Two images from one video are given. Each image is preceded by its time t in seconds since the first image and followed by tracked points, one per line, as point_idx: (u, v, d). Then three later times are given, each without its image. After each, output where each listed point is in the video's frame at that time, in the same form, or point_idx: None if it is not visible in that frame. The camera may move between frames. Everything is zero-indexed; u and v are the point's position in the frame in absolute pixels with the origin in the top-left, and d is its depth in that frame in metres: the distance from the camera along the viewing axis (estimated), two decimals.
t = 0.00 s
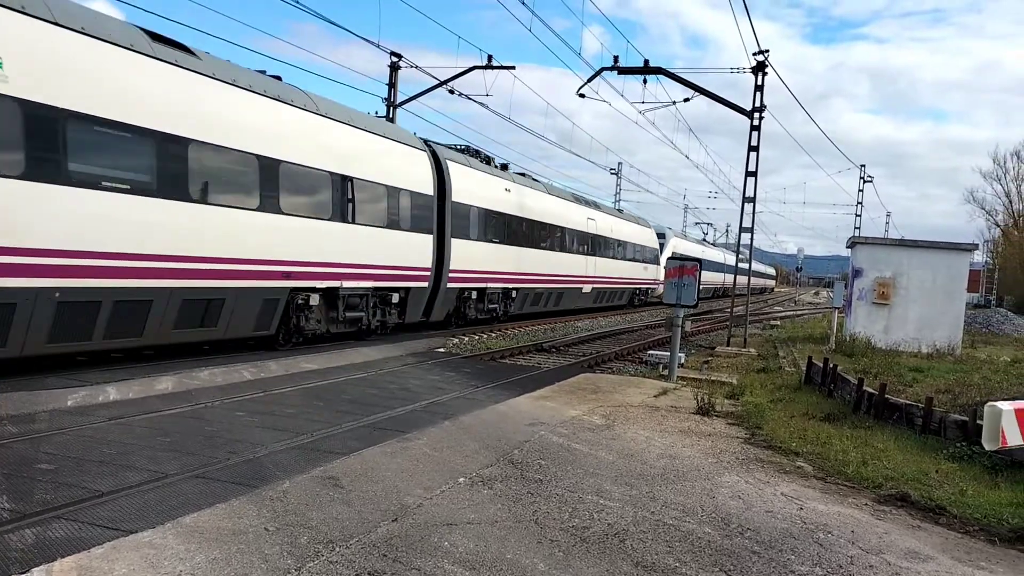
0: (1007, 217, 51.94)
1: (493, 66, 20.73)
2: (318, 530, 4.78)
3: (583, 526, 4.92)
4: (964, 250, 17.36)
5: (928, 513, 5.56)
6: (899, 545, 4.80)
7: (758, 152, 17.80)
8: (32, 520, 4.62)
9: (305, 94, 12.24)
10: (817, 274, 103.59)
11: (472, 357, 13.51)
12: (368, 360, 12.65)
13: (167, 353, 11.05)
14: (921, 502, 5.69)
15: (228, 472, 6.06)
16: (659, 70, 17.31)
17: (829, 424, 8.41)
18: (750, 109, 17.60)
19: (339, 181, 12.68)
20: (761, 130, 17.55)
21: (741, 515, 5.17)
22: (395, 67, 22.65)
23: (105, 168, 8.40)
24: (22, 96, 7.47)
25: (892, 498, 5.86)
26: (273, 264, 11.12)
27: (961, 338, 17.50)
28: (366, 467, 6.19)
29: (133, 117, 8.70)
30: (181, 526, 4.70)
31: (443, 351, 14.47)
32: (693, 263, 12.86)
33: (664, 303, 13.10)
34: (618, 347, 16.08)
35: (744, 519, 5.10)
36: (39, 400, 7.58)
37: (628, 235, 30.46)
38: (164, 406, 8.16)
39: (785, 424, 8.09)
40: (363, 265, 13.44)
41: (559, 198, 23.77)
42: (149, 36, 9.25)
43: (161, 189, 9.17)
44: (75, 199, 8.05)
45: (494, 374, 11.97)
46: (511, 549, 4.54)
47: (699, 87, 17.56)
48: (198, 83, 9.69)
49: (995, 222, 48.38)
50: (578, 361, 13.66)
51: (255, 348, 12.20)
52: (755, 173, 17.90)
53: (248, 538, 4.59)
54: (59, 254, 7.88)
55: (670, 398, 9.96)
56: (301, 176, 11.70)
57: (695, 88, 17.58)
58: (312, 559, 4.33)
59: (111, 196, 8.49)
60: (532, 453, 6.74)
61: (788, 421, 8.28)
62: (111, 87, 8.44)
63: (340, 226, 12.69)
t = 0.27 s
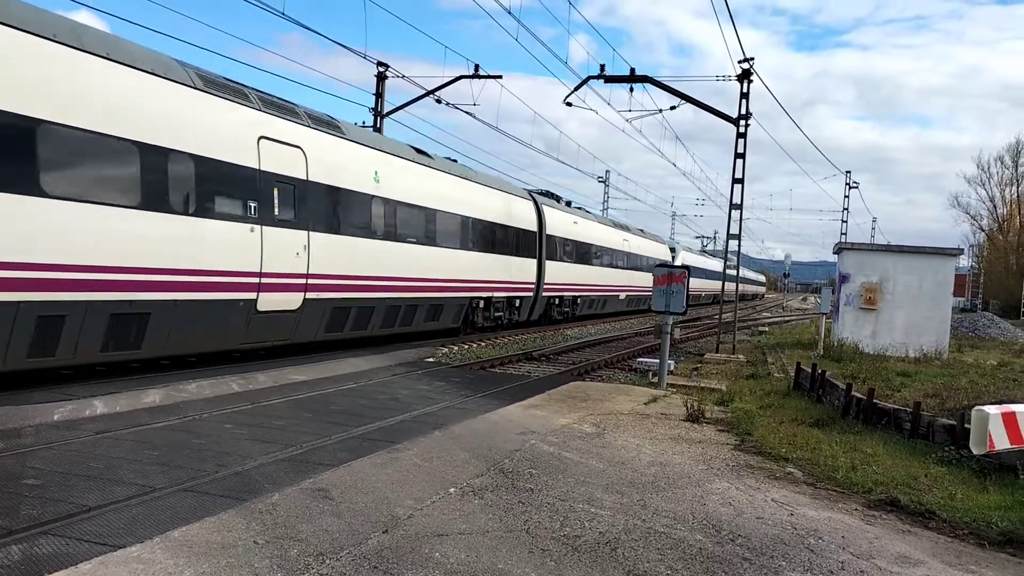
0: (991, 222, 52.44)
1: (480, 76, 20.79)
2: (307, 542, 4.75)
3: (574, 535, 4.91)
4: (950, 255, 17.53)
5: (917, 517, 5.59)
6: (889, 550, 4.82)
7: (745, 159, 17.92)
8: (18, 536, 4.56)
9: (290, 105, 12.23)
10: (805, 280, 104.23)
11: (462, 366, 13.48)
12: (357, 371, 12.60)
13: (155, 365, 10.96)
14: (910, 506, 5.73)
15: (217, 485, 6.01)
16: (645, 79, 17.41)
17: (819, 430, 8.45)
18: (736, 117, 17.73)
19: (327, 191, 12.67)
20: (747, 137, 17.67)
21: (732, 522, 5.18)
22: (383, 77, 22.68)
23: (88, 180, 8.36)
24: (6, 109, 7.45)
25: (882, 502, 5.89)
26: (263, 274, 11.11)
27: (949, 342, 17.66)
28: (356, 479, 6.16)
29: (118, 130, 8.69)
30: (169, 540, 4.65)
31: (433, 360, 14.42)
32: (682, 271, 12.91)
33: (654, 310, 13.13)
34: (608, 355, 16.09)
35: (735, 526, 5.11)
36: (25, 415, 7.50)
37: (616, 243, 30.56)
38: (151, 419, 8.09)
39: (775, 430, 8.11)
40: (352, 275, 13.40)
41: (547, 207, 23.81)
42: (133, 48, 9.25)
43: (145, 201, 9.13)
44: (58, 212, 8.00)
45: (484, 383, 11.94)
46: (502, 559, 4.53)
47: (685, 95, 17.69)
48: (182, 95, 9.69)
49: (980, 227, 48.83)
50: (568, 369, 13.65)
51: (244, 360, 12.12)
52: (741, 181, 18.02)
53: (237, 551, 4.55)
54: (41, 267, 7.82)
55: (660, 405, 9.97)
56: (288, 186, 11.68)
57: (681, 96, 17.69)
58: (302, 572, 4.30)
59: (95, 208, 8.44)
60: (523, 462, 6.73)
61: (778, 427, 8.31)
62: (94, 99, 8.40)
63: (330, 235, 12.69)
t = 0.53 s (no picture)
0: (980, 228, 52.79)
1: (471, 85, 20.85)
2: (300, 553, 4.72)
3: (568, 544, 4.90)
4: (940, 261, 17.63)
5: (910, 523, 5.60)
6: (883, 556, 4.83)
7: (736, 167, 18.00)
8: (8, 549, 4.52)
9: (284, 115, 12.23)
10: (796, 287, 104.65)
11: (455, 375, 13.46)
12: (349, 380, 12.56)
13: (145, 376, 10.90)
14: (903, 512, 5.74)
15: (209, 496, 5.97)
16: (636, 87, 17.50)
17: (811, 436, 8.47)
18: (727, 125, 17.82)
19: (321, 200, 12.66)
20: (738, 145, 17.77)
21: (726, 529, 5.18)
22: (374, 86, 22.71)
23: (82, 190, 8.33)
24: None
25: (875, 509, 5.91)
26: (257, 283, 11.11)
27: (940, 348, 17.75)
28: (348, 489, 6.13)
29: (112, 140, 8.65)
30: (161, 552, 4.62)
31: (426, 369, 14.38)
32: (673, 278, 12.95)
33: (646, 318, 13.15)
34: (601, 363, 16.10)
35: (729, 534, 5.10)
36: (16, 427, 7.44)
37: (608, 250, 30.61)
38: (143, 431, 8.03)
39: (767, 437, 8.13)
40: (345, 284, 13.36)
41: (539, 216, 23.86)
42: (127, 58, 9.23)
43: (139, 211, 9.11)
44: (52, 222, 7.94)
45: (477, 392, 11.91)
46: (497, 568, 4.51)
47: (676, 103, 17.78)
48: (176, 105, 9.66)
49: (969, 233, 49.14)
50: (561, 377, 13.64)
51: (236, 369, 12.08)
52: (732, 188, 18.12)
53: (229, 562, 4.51)
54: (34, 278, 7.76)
55: (652, 413, 9.98)
56: (281, 196, 11.67)
57: (672, 104, 17.77)
58: None
59: (88, 218, 8.39)
60: (516, 470, 6.72)
61: (770, 434, 8.32)
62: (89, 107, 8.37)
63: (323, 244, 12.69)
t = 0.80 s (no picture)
0: (979, 231, 52.82)
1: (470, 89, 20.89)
2: (301, 558, 4.71)
3: (569, 548, 4.90)
4: (939, 264, 17.64)
5: (911, 527, 5.60)
6: (884, 560, 4.83)
7: (735, 170, 18.03)
8: (8, 554, 4.52)
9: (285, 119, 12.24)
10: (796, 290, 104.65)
11: (455, 379, 13.46)
12: (349, 385, 12.55)
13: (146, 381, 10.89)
14: (904, 515, 5.74)
15: (209, 500, 5.97)
16: (635, 91, 17.53)
17: (812, 440, 8.47)
18: (726, 128, 17.85)
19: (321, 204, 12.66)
20: (737, 148, 17.79)
21: (727, 533, 5.17)
22: (374, 91, 22.75)
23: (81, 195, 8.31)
24: None
25: (875, 512, 5.91)
26: (259, 286, 11.10)
27: (940, 351, 17.76)
28: (349, 493, 6.12)
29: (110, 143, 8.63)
30: (161, 557, 4.62)
31: (426, 373, 14.38)
32: (673, 281, 12.96)
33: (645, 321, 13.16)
34: (601, 367, 16.10)
35: (730, 537, 5.10)
36: (16, 432, 7.44)
37: (608, 254, 30.62)
38: (143, 435, 8.03)
39: (767, 441, 8.12)
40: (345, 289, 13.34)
41: (539, 219, 23.88)
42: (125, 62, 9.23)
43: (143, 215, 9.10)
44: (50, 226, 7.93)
45: (477, 395, 11.91)
46: (498, 572, 4.51)
47: (675, 107, 17.80)
48: (175, 109, 9.66)
49: (968, 235, 49.15)
50: (561, 381, 13.64)
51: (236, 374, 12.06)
52: (732, 192, 18.13)
53: (230, 567, 4.51)
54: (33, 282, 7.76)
55: (652, 417, 9.98)
56: (281, 200, 11.66)
57: (671, 108, 17.81)
58: None
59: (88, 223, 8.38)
60: (516, 474, 6.71)
61: (771, 437, 8.32)
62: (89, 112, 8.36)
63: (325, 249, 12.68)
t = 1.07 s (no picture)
0: (987, 232, 52.56)
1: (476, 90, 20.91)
2: (309, 559, 4.73)
3: (576, 549, 4.89)
4: (947, 265, 17.56)
5: (920, 528, 5.57)
6: (893, 562, 4.81)
7: (741, 171, 17.99)
8: (18, 554, 4.54)
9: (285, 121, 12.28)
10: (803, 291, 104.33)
11: (461, 380, 13.47)
12: (355, 386, 12.57)
13: (153, 382, 10.94)
14: (913, 517, 5.72)
15: (217, 501, 5.99)
16: (641, 92, 17.52)
17: (819, 441, 8.44)
18: (732, 129, 17.81)
19: (327, 206, 12.70)
20: (743, 149, 17.75)
21: (734, 535, 5.17)
22: (380, 92, 22.80)
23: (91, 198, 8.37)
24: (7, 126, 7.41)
25: (884, 514, 5.88)
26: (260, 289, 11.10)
27: (947, 351, 17.69)
28: (356, 494, 6.14)
29: (119, 147, 8.66)
30: (169, 557, 4.63)
31: (432, 374, 14.39)
32: (679, 283, 12.94)
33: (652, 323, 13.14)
34: (607, 368, 16.09)
35: (738, 539, 5.09)
36: (25, 433, 7.48)
37: (614, 255, 30.60)
38: (151, 436, 8.07)
39: (775, 442, 8.10)
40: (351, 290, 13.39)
41: (545, 221, 23.89)
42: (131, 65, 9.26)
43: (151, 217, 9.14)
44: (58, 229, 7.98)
45: (483, 396, 11.91)
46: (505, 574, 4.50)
47: (681, 108, 17.78)
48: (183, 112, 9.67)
49: (976, 236, 48.90)
50: (568, 382, 13.63)
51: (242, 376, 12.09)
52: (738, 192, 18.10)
53: (238, 568, 4.53)
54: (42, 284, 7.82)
55: (659, 418, 9.96)
56: (287, 202, 11.68)
57: (677, 109, 17.78)
58: None
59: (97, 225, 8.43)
60: (523, 476, 6.72)
61: (778, 439, 8.30)
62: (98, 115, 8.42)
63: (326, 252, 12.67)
